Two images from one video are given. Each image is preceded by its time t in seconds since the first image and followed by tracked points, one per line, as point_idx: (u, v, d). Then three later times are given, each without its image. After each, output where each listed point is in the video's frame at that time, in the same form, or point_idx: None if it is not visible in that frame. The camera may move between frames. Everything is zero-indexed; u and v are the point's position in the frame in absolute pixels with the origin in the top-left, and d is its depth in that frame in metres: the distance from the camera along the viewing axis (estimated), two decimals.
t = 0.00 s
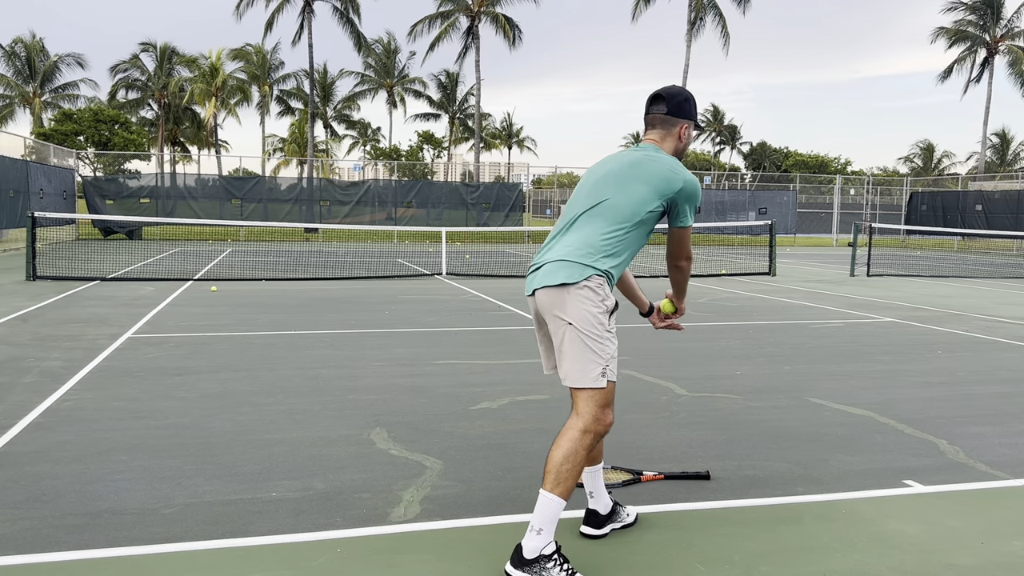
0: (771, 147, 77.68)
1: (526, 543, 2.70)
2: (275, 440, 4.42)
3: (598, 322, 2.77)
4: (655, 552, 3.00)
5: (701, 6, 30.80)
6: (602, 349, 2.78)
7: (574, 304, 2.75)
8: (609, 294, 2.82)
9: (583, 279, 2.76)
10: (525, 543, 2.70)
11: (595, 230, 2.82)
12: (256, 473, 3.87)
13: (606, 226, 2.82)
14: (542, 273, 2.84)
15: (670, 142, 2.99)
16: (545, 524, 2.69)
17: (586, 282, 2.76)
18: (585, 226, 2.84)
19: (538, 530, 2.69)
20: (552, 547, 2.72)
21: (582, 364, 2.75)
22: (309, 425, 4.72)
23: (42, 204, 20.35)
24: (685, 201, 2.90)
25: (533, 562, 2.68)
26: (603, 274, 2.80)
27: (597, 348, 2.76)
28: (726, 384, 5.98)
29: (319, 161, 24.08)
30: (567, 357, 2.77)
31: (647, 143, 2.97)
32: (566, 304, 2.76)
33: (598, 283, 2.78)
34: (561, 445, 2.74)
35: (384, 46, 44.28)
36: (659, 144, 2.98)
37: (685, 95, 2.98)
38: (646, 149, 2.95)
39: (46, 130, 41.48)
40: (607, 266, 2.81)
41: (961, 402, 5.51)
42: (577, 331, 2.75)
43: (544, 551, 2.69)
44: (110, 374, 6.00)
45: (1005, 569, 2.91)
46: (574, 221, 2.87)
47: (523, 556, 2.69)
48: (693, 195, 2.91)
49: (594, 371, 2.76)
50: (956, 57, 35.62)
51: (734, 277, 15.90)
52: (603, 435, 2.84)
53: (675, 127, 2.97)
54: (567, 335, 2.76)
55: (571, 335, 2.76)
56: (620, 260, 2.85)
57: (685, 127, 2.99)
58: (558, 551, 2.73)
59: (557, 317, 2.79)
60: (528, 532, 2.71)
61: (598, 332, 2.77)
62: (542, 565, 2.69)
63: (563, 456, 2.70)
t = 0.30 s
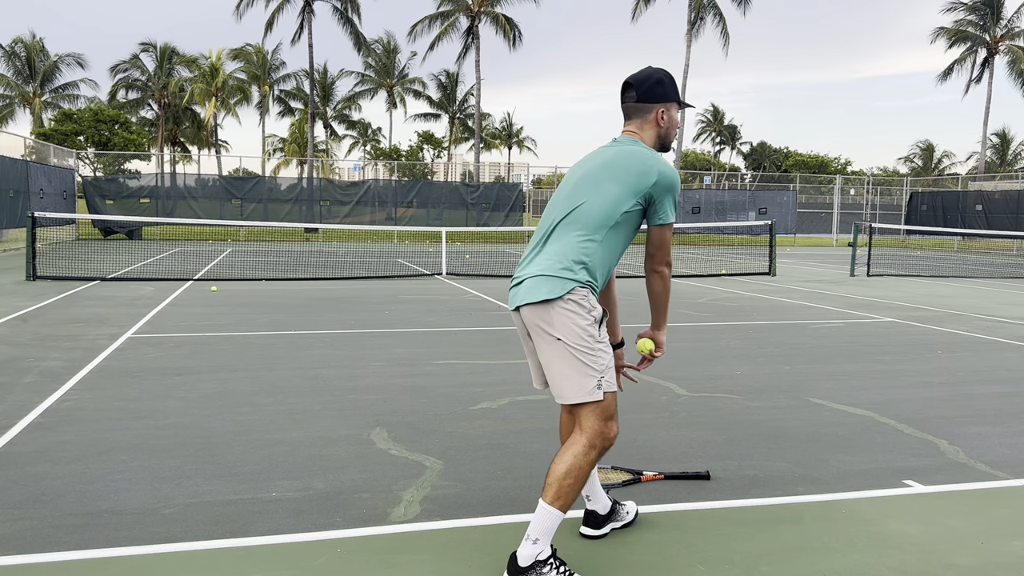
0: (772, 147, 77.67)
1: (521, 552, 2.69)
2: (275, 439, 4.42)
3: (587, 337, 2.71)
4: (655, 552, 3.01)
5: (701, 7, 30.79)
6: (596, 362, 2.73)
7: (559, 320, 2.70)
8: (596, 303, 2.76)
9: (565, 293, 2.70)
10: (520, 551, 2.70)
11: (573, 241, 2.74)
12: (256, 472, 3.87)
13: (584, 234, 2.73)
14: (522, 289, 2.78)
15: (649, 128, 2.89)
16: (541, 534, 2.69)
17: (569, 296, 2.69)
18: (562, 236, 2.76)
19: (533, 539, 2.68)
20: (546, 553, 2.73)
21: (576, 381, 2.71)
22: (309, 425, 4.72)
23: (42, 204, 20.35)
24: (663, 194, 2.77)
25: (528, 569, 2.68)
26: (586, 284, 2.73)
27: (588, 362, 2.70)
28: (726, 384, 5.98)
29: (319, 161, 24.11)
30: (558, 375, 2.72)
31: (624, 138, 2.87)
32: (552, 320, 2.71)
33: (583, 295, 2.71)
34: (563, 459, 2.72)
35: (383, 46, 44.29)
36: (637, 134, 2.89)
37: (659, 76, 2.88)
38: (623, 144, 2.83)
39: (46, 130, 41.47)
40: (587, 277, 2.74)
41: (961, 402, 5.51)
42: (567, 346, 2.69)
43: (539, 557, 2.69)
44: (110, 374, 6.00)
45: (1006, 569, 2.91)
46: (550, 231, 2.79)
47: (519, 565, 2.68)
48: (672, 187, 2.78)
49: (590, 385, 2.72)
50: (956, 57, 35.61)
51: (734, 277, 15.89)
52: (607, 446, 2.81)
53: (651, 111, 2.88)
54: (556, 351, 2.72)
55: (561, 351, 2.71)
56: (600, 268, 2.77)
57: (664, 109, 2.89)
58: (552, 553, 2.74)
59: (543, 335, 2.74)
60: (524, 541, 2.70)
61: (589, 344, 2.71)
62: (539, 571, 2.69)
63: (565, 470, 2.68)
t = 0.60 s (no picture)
0: (772, 147, 77.67)
1: (519, 552, 2.70)
2: (275, 439, 4.42)
3: (584, 340, 2.69)
4: (656, 552, 3.00)
5: (702, 7, 30.78)
6: (597, 364, 2.71)
7: (558, 325, 2.71)
8: (595, 306, 2.73)
9: (559, 299, 2.71)
10: (519, 551, 2.70)
11: (561, 247, 2.73)
12: (256, 472, 3.87)
13: (567, 240, 2.71)
14: (525, 301, 2.83)
15: (626, 111, 2.80)
16: (542, 535, 2.68)
17: (563, 301, 2.70)
18: (550, 243, 2.77)
19: (533, 540, 2.68)
20: (546, 554, 2.72)
21: (576, 384, 2.70)
22: (309, 425, 4.72)
23: (42, 204, 20.35)
24: (627, 174, 2.60)
25: (527, 570, 2.68)
26: (581, 287, 2.72)
27: (588, 365, 2.68)
28: (726, 384, 5.97)
29: (319, 161, 24.13)
30: (559, 379, 2.73)
31: (602, 131, 2.79)
32: (550, 326, 2.73)
33: (580, 299, 2.71)
34: (566, 461, 2.70)
35: (383, 46, 44.28)
36: (616, 121, 2.80)
37: (630, 55, 2.77)
38: (597, 139, 2.76)
39: (46, 130, 41.48)
40: (580, 280, 2.72)
41: (961, 402, 5.51)
42: (566, 350, 2.69)
43: (538, 558, 2.69)
44: (109, 374, 6.00)
45: (1005, 569, 2.91)
46: (545, 240, 2.82)
47: (518, 565, 2.69)
48: (633, 165, 2.60)
49: (592, 386, 2.70)
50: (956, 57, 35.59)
51: (734, 277, 15.88)
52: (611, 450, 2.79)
53: (628, 94, 2.78)
54: (558, 357, 2.73)
55: (561, 355, 2.71)
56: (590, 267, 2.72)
57: (640, 87, 2.80)
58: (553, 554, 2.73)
59: (545, 341, 2.77)
60: (524, 541, 2.70)
61: (588, 347, 2.69)
62: (538, 571, 2.69)
63: (568, 472, 2.66)
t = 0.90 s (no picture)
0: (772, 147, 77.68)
1: (539, 520, 2.83)
2: (275, 440, 4.42)
3: (609, 325, 2.87)
4: (657, 552, 3.00)
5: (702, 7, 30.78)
6: (621, 350, 2.86)
7: (587, 312, 2.91)
8: (622, 295, 2.90)
9: (586, 287, 2.91)
10: (539, 519, 2.83)
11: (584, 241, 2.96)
12: (255, 473, 3.87)
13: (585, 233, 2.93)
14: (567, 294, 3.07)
15: (615, 95, 2.84)
16: (561, 504, 2.81)
17: (590, 289, 2.90)
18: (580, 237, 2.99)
19: (552, 509, 2.81)
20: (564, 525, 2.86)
21: (602, 366, 2.86)
22: (309, 425, 4.72)
23: (42, 204, 20.35)
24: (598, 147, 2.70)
25: (546, 539, 2.81)
26: (607, 276, 2.90)
27: (612, 348, 2.85)
28: (726, 384, 5.97)
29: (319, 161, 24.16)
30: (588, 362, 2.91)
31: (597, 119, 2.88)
32: (581, 314, 2.93)
33: (606, 287, 2.89)
34: (588, 439, 2.84)
35: (383, 46, 44.26)
36: (609, 108, 2.85)
37: (607, 47, 2.79)
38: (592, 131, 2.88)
39: (46, 130, 41.46)
40: (603, 268, 2.90)
41: (961, 402, 5.51)
42: (595, 336, 2.88)
43: (557, 528, 2.82)
44: (109, 374, 6.00)
45: (1005, 569, 2.91)
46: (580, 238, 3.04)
47: (536, 531, 2.82)
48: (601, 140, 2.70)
49: (615, 369, 2.85)
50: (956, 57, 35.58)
51: (734, 277, 15.89)
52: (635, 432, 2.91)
53: (614, 85, 2.82)
54: (588, 342, 2.91)
55: (591, 341, 2.90)
56: (611, 254, 2.88)
57: (624, 74, 2.83)
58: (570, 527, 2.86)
59: (579, 329, 2.96)
60: (543, 509, 2.84)
61: (613, 332, 2.87)
62: (556, 541, 2.81)
63: (588, 448, 2.79)
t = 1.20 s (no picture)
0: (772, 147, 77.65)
1: (574, 503, 3.05)
2: (275, 440, 4.42)
3: (622, 341, 3.02)
4: (658, 551, 3.00)
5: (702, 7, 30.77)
6: (640, 361, 3.01)
7: (601, 330, 3.07)
8: (633, 309, 3.03)
9: (597, 306, 3.08)
10: (574, 502, 3.06)
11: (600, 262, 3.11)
12: (255, 473, 3.87)
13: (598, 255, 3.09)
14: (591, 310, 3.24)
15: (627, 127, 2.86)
16: (594, 491, 3.02)
17: (601, 308, 3.07)
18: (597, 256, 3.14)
19: (586, 495, 3.02)
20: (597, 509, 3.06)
21: (623, 379, 3.03)
22: (309, 425, 4.72)
23: (42, 204, 20.35)
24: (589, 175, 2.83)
25: (580, 521, 3.04)
26: (616, 295, 3.04)
27: (629, 362, 3.01)
28: (726, 384, 5.97)
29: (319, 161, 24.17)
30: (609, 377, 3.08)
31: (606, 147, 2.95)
32: (597, 332, 3.10)
33: (615, 305, 3.04)
34: (629, 440, 3.04)
35: (383, 46, 44.24)
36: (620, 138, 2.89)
37: (622, 80, 2.81)
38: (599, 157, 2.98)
39: (46, 130, 41.46)
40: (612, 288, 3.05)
41: (960, 402, 5.51)
42: (611, 352, 3.04)
43: (589, 512, 3.03)
44: (109, 374, 6.00)
45: (1005, 569, 2.91)
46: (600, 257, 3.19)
47: (570, 513, 3.05)
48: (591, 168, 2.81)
49: (636, 381, 3.01)
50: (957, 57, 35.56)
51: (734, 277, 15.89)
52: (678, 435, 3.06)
53: (623, 116, 2.83)
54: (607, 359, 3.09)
55: (607, 357, 3.06)
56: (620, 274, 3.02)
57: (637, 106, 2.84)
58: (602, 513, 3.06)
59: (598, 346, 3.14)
60: (578, 494, 3.05)
61: (629, 347, 3.01)
62: (589, 523, 3.03)
63: (626, 450, 3.00)
